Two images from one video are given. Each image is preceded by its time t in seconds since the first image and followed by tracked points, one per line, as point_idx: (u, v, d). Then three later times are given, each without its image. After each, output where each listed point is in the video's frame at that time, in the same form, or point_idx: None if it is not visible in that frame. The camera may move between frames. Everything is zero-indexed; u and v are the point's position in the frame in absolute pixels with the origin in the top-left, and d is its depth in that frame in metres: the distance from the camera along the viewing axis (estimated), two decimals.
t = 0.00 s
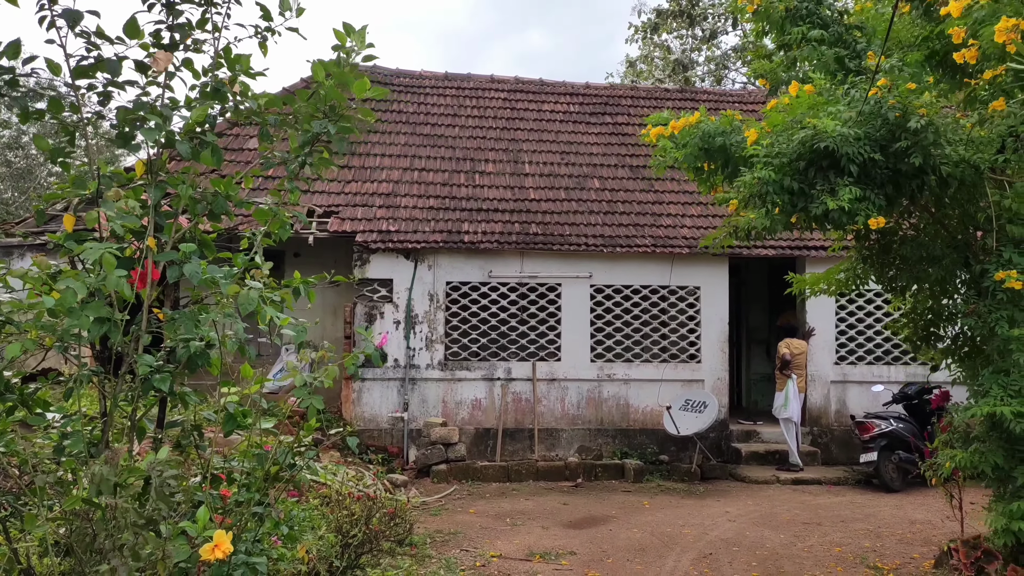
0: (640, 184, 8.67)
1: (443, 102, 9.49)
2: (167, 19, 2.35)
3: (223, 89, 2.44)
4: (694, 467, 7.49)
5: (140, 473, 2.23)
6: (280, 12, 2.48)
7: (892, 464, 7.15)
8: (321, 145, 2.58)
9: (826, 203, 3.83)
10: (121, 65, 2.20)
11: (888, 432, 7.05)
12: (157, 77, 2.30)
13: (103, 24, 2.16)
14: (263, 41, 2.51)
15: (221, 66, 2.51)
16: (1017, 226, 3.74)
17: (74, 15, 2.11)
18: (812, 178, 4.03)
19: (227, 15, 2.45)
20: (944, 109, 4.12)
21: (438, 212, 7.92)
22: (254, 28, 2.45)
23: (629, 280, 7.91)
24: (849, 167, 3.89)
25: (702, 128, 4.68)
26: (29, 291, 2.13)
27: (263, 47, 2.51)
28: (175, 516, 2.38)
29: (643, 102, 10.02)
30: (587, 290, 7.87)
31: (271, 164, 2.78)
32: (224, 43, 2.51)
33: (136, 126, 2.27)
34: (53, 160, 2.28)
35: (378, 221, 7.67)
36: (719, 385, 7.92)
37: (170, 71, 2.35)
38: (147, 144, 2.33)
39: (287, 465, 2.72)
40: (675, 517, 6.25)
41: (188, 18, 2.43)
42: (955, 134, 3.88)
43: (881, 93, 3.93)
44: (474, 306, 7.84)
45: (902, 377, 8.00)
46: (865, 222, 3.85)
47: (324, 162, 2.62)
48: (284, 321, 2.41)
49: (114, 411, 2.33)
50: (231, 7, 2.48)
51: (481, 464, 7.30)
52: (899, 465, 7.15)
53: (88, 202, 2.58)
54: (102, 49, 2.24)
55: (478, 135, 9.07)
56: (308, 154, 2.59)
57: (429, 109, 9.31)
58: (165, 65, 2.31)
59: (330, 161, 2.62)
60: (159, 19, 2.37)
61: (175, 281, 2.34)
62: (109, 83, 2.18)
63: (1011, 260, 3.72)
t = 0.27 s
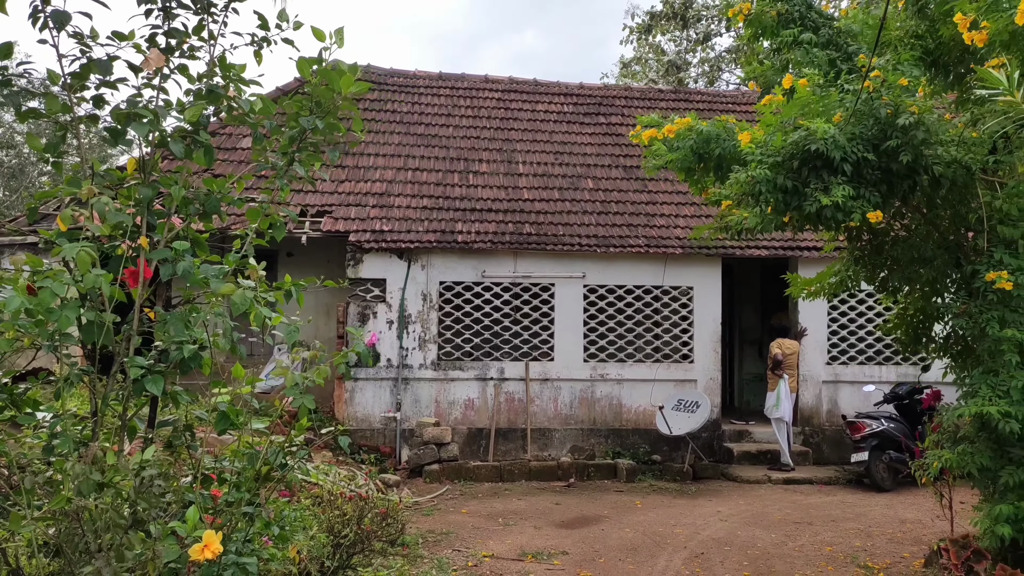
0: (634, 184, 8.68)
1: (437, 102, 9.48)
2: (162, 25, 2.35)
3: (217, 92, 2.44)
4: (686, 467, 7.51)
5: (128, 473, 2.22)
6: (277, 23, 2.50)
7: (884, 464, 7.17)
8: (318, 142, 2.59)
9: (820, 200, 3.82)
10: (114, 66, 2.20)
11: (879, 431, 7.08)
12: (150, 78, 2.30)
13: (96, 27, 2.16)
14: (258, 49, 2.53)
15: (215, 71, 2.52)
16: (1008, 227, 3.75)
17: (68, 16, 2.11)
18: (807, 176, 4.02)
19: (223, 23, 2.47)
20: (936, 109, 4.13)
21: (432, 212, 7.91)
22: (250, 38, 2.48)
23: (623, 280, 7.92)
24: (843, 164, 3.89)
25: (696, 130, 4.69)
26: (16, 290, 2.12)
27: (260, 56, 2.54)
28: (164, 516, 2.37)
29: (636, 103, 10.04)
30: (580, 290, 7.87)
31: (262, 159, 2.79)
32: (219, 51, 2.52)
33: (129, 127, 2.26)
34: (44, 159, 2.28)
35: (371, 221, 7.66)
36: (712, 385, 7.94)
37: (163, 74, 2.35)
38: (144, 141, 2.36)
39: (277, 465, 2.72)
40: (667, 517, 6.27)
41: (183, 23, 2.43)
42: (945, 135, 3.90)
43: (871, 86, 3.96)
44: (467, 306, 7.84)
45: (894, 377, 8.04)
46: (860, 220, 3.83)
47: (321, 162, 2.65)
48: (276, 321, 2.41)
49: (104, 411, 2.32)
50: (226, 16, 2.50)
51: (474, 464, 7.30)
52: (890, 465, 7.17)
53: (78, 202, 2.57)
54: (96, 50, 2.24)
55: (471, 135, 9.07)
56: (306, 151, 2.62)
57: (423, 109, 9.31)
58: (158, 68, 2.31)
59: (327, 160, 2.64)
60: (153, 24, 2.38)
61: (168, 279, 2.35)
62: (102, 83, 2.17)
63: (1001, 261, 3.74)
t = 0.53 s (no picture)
0: (624, 185, 8.70)
1: (426, 103, 9.47)
2: (151, 29, 2.33)
3: (206, 94, 2.42)
4: (675, 467, 7.53)
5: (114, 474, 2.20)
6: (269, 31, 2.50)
7: (871, 464, 7.22)
8: (307, 142, 2.58)
9: (807, 200, 3.84)
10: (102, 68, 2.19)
11: (866, 432, 7.12)
12: (139, 80, 2.28)
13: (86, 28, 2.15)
14: (248, 57, 2.52)
15: (204, 76, 2.50)
16: (993, 229, 3.79)
17: (57, 17, 2.10)
18: (795, 177, 4.04)
19: (213, 29, 2.46)
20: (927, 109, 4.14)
21: (421, 213, 7.90)
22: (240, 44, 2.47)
23: (612, 281, 7.93)
24: (832, 165, 3.92)
25: (686, 130, 4.70)
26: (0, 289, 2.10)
27: (249, 63, 2.53)
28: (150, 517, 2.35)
29: (626, 104, 10.06)
30: (570, 291, 7.88)
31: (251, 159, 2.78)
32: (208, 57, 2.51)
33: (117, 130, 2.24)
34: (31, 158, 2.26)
35: (361, 221, 7.64)
36: (701, 386, 7.97)
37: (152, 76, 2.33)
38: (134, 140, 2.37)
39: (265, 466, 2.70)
40: (656, 517, 6.28)
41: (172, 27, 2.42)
42: (932, 137, 3.92)
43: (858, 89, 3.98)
44: (457, 306, 7.83)
45: (881, 377, 8.09)
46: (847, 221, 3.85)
47: (310, 162, 2.64)
48: (265, 322, 2.40)
49: (89, 411, 2.30)
50: (216, 22, 2.49)
51: (463, 465, 7.29)
52: (877, 465, 7.22)
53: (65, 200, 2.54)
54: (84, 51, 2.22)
55: (461, 136, 9.06)
56: (296, 152, 2.61)
57: (413, 109, 9.30)
58: (147, 71, 2.29)
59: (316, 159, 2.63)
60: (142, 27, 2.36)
61: (156, 279, 2.30)
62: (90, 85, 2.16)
63: (986, 263, 3.77)
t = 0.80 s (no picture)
0: (610, 184, 8.72)
1: (413, 101, 9.45)
2: (131, 29, 2.31)
3: (187, 93, 2.41)
4: (661, 466, 7.56)
5: (97, 474, 2.17)
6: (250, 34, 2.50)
7: (854, 461, 7.28)
8: (293, 139, 2.56)
9: (792, 195, 3.86)
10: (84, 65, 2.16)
11: (850, 430, 7.19)
12: (122, 78, 2.26)
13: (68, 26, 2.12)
14: (226, 59, 2.51)
15: (184, 77, 2.49)
16: (974, 228, 3.83)
17: (41, 15, 2.08)
18: (779, 172, 4.06)
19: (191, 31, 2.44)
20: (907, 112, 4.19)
21: (408, 211, 7.88)
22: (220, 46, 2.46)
23: (598, 280, 7.95)
24: (816, 162, 3.96)
25: (672, 126, 4.71)
26: None
27: (228, 65, 2.53)
28: (133, 518, 2.34)
29: (613, 103, 10.08)
30: (557, 290, 7.89)
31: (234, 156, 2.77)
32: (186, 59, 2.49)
33: (99, 130, 2.22)
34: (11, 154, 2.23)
35: (347, 220, 7.61)
36: (686, 384, 8.01)
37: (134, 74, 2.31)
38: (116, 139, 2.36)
39: (249, 466, 2.69)
40: (642, 515, 6.31)
41: (152, 26, 2.40)
42: (913, 138, 3.97)
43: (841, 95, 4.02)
44: (444, 305, 7.82)
45: (864, 376, 8.16)
46: (832, 215, 3.87)
47: (297, 161, 2.64)
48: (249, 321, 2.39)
49: (71, 411, 2.27)
50: (193, 24, 2.47)
51: (450, 464, 7.28)
52: (861, 463, 7.28)
53: (44, 197, 2.51)
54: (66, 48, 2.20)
55: (448, 134, 9.05)
56: (282, 149, 2.59)
57: (399, 108, 9.27)
58: (129, 71, 2.27)
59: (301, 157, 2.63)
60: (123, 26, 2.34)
61: (140, 277, 2.27)
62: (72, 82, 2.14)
63: (967, 262, 3.82)
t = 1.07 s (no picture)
0: (601, 186, 8.73)
1: (404, 102, 9.43)
2: (121, 30, 2.29)
3: (177, 93, 2.40)
4: (651, 467, 7.57)
5: (84, 477, 2.16)
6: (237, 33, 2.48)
7: (843, 463, 7.32)
8: (280, 136, 2.54)
9: (781, 200, 3.89)
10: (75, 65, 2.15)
11: (839, 431, 7.22)
12: (113, 79, 2.25)
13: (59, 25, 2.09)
14: (214, 58, 2.49)
15: (173, 77, 2.47)
16: (962, 232, 3.86)
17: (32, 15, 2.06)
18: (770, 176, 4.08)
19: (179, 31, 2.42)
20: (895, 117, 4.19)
21: (399, 212, 7.86)
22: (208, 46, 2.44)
23: (589, 281, 7.96)
24: (803, 165, 3.97)
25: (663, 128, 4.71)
26: None
27: (216, 64, 2.50)
28: (121, 520, 2.32)
29: (604, 105, 10.09)
30: (547, 291, 7.90)
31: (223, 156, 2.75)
32: (174, 59, 2.47)
33: (89, 130, 2.20)
34: None
35: (338, 221, 7.58)
36: (677, 386, 8.03)
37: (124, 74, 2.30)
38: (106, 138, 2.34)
39: (238, 468, 2.67)
40: (632, 517, 6.32)
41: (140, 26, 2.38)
42: (902, 142, 3.99)
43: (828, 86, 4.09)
44: (435, 307, 7.81)
45: (853, 377, 8.21)
46: (822, 219, 3.88)
47: (280, 160, 2.60)
48: (239, 322, 2.39)
49: (58, 412, 2.25)
50: (181, 23, 2.45)
51: (440, 466, 7.26)
52: (849, 464, 7.32)
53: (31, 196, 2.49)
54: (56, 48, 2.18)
55: (439, 135, 9.04)
56: (267, 147, 2.56)
57: (390, 109, 9.26)
58: (119, 71, 2.25)
59: (289, 157, 2.61)
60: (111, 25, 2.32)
61: (129, 277, 2.26)
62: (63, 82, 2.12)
63: (955, 265, 3.84)
